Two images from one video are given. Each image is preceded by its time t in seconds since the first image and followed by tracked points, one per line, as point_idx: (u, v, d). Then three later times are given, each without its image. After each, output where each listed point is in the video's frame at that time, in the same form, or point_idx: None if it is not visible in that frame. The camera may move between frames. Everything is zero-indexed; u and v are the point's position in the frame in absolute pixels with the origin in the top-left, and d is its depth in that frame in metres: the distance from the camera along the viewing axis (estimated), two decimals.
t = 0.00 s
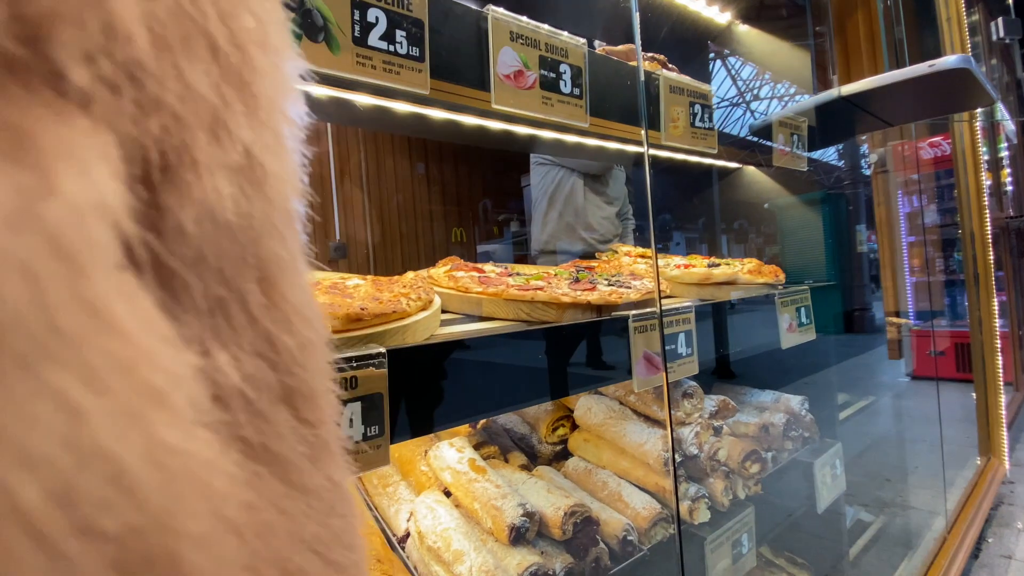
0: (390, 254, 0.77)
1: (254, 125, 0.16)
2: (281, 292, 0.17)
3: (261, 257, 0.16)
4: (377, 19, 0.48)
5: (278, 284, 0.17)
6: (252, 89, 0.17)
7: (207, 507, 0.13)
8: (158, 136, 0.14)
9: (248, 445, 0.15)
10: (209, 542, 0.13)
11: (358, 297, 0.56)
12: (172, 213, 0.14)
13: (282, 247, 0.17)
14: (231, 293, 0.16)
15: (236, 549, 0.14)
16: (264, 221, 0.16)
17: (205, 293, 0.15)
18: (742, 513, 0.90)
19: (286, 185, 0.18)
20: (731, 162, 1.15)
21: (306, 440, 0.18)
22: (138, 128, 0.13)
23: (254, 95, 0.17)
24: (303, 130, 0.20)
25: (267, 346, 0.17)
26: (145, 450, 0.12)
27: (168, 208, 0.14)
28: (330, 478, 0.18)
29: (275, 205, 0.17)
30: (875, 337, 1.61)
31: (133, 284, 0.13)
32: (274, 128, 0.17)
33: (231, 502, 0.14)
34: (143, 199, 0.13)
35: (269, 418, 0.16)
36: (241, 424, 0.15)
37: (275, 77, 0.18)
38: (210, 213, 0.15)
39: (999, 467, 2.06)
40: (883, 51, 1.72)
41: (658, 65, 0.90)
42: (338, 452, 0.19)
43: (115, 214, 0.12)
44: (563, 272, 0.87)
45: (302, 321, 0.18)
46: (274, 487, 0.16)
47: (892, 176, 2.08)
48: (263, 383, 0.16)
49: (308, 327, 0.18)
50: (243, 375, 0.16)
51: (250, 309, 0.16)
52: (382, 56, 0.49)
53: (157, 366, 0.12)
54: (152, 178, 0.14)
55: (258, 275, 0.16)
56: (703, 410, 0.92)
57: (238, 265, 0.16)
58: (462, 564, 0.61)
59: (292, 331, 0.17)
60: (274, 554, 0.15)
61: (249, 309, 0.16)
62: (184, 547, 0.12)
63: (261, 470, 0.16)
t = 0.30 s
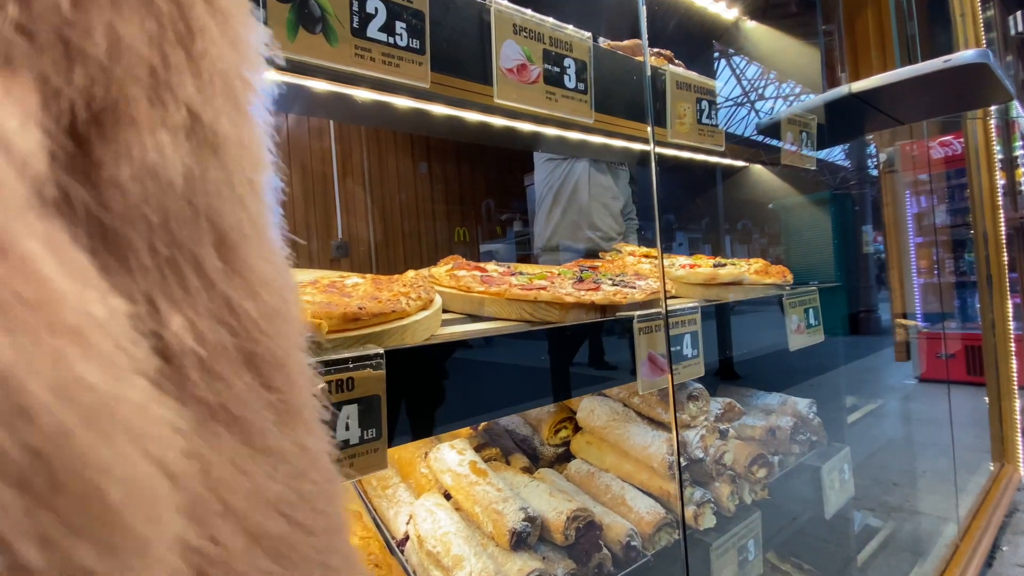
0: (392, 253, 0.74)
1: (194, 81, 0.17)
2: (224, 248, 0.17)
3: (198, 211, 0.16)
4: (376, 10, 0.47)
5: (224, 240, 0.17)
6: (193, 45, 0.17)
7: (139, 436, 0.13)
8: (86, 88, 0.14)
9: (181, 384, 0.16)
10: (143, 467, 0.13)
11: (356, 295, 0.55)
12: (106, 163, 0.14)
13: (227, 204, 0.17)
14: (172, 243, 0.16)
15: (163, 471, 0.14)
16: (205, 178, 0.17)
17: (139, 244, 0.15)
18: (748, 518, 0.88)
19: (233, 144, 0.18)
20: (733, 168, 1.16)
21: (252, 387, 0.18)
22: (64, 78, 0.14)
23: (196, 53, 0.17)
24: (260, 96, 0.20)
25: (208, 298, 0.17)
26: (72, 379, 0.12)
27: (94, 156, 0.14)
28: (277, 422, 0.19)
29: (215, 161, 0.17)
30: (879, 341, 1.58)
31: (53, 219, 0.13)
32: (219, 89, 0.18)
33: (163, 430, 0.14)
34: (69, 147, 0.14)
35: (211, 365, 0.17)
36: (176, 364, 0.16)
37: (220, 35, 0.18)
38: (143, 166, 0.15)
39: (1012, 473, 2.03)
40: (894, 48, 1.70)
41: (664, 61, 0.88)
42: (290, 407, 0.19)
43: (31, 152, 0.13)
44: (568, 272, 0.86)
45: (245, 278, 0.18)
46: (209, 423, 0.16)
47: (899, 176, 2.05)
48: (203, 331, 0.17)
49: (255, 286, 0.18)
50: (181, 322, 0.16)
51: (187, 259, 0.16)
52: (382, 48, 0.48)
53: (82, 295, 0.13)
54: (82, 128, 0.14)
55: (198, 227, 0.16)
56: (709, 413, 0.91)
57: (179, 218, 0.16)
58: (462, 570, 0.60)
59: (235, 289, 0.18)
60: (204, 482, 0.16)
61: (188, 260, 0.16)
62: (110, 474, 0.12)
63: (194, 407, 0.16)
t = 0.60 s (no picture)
0: (389, 253, 0.74)
1: (258, 93, 0.19)
2: (283, 242, 0.20)
3: (263, 209, 0.19)
4: (376, 9, 0.47)
5: (282, 238, 0.19)
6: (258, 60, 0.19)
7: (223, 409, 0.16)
8: (172, 94, 0.16)
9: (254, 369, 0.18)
10: (225, 440, 0.16)
11: (354, 296, 0.55)
12: (187, 165, 0.17)
13: (284, 203, 0.20)
14: (241, 239, 0.18)
15: (246, 449, 0.16)
16: (266, 178, 0.19)
17: (214, 237, 0.17)
18: (745, 518, 0.88)
19: (289, 149, 0.20)
20: (732, 168, 1.15)
21: (310, 373, 0.20)
22: (155, 84, 0.16)
23: (256, 60, 0.19)
24: (309, 104, 0.23)
25: (270, 287, 0.19)
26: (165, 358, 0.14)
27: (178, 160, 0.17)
28: (331, 407, 0.21)
29: (274, 163, 0.19)
30: (875, 342, 1.59)
31: (150, 222, 0.15)
32: (276, 98, 0.20)
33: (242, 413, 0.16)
34: (158, 151, 0.16)
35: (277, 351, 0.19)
36: (249, 347, 0.18)
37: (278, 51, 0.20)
38: (217, 168, 0.18)
39: (1007, 474, 2.04)
40: (891, 50, 1.71)
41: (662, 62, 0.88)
42: (340, 389, 0.22)
43: (133, 152, 0.15)
44: (566, 272, 0.86)
45: (300, 270, 0.20)
46: (277, 406, 0.18)
47: (897, 178, 2.05)
48: (268, 316, 0.19)
49: (306, 277, 0.20)
50: (251, 310, 0.18)
51: (252, 252, 0.19)
52: (382, 47, 0.48)
53: (176, 281, 0.15)
54: (168, 131, 0.16)
55: (260, 223, 0.19)
56: (706, 414, 0.91)
57: (244, 215, 0.18)
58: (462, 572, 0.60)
59: (290, 279, 0.20)
60: (278, 466, 0.18)
61: (253, 254, 0.19)
62: (202, 441, 0.15)
63: (265, 389, 0.18)
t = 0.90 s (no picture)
0: (381, 255, 0.73)
1: (252, 102, 0.19)
2: (275, 251, 0.20)
3: (258, 222, 0.19)
4: (372, 11, 0.46)
5: (275, 247, 0.20)
6: (248, 68, 0.19)
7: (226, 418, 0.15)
8: (166, 110, 0.16)
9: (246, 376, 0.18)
10: (227, 449, 0.15)
11: (350, 300, 0.54)
12: (180, 178, 0.16)
13: (277, 213, 0.20)
14: (234, 251, 0.18)
15: (246, 456, 0.16)
16: (260, 188, 0.19)
17: (209, 251, 0.17)
18: (740, 520, 0.88)
19: (281, 157, 0.20)
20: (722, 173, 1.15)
21: (300, 378, 0.20)
22: (149, 101, 0.16)
23: (245, 72, 0.19)
24: (298, 110, 0.23)
25: (263, 297, 0.19)
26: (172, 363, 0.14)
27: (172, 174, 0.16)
28: (322, 412, 0.21)
29: (267, 171, 0.19)
30: (862, 344, 1.61)
31: (147, 231, 0.15)
32: (267, 108, 0.20)
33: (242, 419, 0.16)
34: (151, 165, 0.16)
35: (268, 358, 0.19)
36: (241, 356, 0.18)
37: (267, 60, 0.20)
38: (210, 182, 0.17)
39: (991, 473, 2.09)
40: (876, 57, 1.74)
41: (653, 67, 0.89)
42: (328, 392, 0.22)
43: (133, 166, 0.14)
44: (560, 276, 0.86)
45: (290, 279, 0.20)
46: (271, 415, 0.18)
47: (882, 183, 2.09)
48: (260, 327, 0.19)
49: (297, 285, 0.21)
50: (242, 320, 0.18)
51: (246, 265, 0.19)
52: (378, 50, 0.47)
53: (175, 296, 0.15)
54: (160, 143, 0.16)
55: (253, 235, 0.19)
56: (701, 416, 0.91)
57: (237, 227, 0.18)
58: None
59: (282, 289, 0.20)
60: (274, 473, 0.17)
61: (247, 265, 0.19)
62: (204, 449, 0.15)
63: (259, 394, 0.18)
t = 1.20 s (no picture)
0: (370, 263, 0.71)
1: (263, 109, 0.21)
2: (289, 249, 0.21)
3: (270, 221, 0.20)
4: (356, 25, 0.47)
5: (286, 247, 0.21)
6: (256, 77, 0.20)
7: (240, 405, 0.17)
8: (185, 115, 0.18)
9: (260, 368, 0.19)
10: (242, 434, 0.17)
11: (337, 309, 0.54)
12: (197, 180, 0.18)
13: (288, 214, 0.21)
14: (247, 249, 0.20)
15: (258, 439, 0.18)
16: (271, 191, 0.21)
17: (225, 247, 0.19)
18: (728, 524, 0.89)
19: (290, 161, 0.22)
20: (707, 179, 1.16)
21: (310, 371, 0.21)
22: (170, 106, 0.17)
23: (257, 79, 0.20)
24: (305, 117, 0.24)
25: (277, 293, 0.20)
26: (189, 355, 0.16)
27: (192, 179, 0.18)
28: (333, 406, 0.22)
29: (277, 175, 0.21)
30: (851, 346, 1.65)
31: (170, 232, 0.17)
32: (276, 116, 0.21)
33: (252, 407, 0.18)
34: (173, 169, 0.17)
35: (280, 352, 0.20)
36: (257, 348, 0.19)
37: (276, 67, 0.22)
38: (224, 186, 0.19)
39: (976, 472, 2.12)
40: (855, 65, 1.78)
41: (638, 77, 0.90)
42: (340, 385, 0.23)
43: (155, 168, 0.16)
44: (549, 282, 0.87)
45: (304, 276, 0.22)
46: (284, 404, 0.20)
47: (866, 187, 2.12)
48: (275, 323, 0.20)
49: (308, 284, 0.22)
50: (257, 314, 0.20)
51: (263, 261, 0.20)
52: (363, 64, 0.48)
53: (194, 285, 0.17)
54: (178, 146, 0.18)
55: (266, 234, 0.20)
56: (688, 421, 0.91)
57: (250, 225, 0.20)
58: None
59: (295, 286, 0.21)
60: (289, 458, 0.19)
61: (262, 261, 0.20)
62: (223, 428, 0.16)
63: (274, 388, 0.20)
